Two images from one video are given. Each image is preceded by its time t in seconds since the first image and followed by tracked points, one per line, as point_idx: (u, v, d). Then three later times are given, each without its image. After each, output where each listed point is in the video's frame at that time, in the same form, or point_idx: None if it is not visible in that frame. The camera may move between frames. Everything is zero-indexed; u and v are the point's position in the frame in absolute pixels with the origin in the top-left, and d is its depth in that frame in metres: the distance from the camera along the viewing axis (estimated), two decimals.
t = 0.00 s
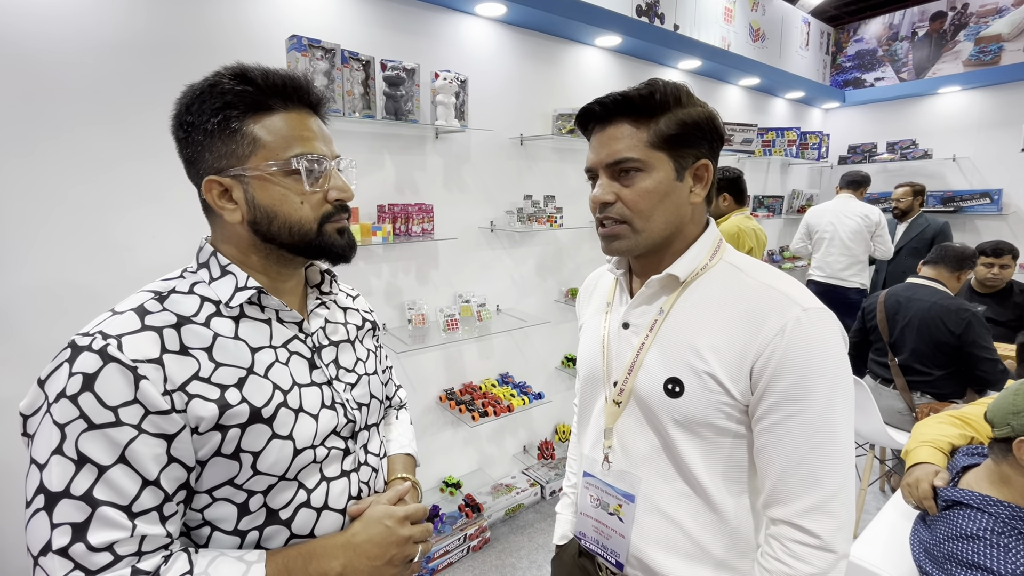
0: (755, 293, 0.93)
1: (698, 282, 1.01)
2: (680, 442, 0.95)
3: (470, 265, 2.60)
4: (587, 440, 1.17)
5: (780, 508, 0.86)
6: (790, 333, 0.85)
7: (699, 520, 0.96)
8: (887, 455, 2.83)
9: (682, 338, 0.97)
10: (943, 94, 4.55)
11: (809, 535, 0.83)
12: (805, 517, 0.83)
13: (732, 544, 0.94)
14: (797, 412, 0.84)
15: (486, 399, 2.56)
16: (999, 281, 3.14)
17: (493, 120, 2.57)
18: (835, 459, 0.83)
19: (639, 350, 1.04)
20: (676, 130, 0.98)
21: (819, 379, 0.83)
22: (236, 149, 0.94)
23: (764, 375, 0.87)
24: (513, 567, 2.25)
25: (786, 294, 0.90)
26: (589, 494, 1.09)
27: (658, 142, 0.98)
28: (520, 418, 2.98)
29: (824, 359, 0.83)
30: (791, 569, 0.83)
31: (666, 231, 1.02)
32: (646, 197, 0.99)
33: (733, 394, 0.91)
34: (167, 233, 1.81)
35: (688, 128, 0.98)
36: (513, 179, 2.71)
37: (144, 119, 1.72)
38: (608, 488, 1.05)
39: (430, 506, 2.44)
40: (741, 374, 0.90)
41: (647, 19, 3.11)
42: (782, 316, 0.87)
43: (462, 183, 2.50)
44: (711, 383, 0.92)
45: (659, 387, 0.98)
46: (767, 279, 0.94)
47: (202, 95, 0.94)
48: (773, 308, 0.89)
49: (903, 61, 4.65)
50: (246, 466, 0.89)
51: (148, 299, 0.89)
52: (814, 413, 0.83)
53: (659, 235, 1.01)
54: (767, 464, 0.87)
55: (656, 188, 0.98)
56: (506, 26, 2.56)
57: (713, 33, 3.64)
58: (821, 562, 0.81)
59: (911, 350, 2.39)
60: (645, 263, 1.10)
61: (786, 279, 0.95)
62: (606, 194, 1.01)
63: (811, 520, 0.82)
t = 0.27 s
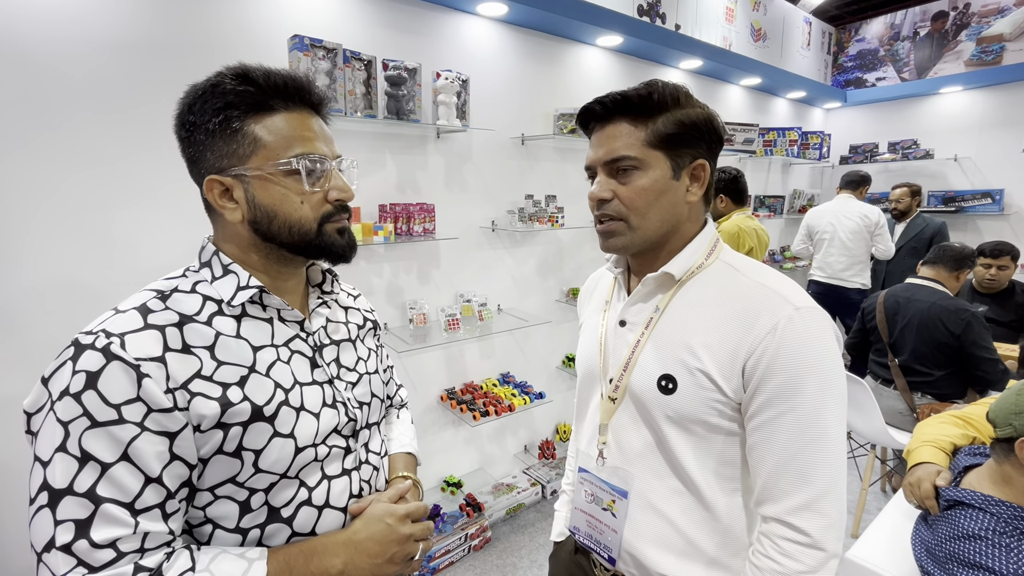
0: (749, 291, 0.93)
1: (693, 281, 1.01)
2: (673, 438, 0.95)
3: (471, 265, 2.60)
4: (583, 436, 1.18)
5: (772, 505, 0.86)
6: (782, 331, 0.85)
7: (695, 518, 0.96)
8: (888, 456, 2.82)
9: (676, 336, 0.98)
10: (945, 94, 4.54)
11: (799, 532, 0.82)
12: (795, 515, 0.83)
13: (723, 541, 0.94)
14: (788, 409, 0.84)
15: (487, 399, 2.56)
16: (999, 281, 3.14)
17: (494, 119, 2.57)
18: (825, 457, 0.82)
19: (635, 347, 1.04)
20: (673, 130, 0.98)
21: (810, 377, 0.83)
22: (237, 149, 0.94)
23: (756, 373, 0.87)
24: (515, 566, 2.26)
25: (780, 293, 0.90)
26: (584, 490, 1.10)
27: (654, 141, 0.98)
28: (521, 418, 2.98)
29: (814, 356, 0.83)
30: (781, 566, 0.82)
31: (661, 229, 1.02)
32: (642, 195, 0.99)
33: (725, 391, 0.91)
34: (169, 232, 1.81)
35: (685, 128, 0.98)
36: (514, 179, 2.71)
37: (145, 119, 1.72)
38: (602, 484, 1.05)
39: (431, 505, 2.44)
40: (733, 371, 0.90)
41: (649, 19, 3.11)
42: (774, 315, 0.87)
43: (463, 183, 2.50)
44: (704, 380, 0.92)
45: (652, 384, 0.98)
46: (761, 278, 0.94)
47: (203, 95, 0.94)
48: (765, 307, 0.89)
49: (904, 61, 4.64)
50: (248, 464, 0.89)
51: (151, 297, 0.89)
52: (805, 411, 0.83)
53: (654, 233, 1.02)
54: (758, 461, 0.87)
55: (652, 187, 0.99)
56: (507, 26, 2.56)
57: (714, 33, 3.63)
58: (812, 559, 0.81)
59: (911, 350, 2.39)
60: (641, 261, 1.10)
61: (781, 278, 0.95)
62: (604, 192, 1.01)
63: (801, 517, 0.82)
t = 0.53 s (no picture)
0: (744, 292, 0.92)
1: (690, 281, 1.00)
2: (665, 437, 0.95)
3: (472, 265, 2.60)
4: (580, 433, 1.19)
5: (763, 507, 0.85)
6: (775, 332, 0.84)
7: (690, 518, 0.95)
8: (889, 456, 2.82)
9: (670, 335, 0.98)
10: (946, 94, 4.54)
11: (790, 535, 0.81)
12: (786, 517, 0.82)
13: (715, 542, 0.93)
14: (781, 410, 0.83)
15: (487, 398, 2.56)
16: (999, 281, 3.13)
17: (495, 119, 2.57)
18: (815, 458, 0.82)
19: (630, 345, 1.05)
20: (655, 131, 0.97)
21: (802, 378, 0.82)
22: (235, 147, 0.94)
23: (748, 374, 0.86)
24: (515, 566, 2.25)
25: (775, 294, 0.89)
26: (579, 486, 1.11)
27: (636, 143, 0.98)
28: (522, 418, 2.98)
29: (807, 356, 0.83)
30: (771, 568, 0.82)
31: (645, 230, 1.02)
32: (622, 196, 1.00)
33: (718, 392, 0.90)
34: (169, 231, 1.81)
35: (668, 129, 0.97)
36: (515, 179, 2.71)
37: (145, 119, 1.72)
38: (596, 480, 1.06)
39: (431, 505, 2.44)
40: (726, 371, 0.89)
41: (650, 19, 3.11)
42: (767, 315, 0.87)
43: (464, 183, 2.50)
44: (697, 379, 0.92)
45: (646, 383, 0.98)
46: (759, 279, 0.93)
47: (202, 94, 0.94)
48: (759, 307, 0.88)
49: (906, 61, 4.63)
50: (247, 463, 0.89)
51: (151, 296, 0.89)
52: (797, 412, 0.82)
53: (637, 233, 1.02)
54: (751, 462, 0.86)
55: (632, 188, 0.99)
56: (508, 25, 2.56)
57: (715, 33, 3.63)
58: (802, 563, 0.80)
59: (912, 351, 2.39)
60: (638, 259, 1.10)
61: (778, 280, 0.94)
62: (587, 193, 1.04)
63: (792, 520, 0.81)
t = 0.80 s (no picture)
0: (737, 294, 0.91)
1: (686, 281, 1.00)
2: (657, 437, 0.96)
3: (472, 264, 2.60)
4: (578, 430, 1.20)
5: (751, 512, 0.84)
6: (765, 335, 0.83)
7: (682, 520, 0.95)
8: (889, 457, 2.82)
9: (663, 334, 0.98)
10: (947, 94, 4.53)
11: (776, 542, 0.81)
12: (774, 524, 0.81)
13: (706, 544, 0.93)
14: (769, 415, 0.82)
15: (488, 398, 2.56)
16: (998, 281, 3.12)
17: (496, 119, 2.57)
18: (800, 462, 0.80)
19: (626, 344, 1.05)
20: (639, 133, 0.97)
21: (791, 383, 0.81)
22: (233, 146, 0.94)
23: (738, 375, 0.86)
24: (515, 566, 2.25)
25: (768, 297, 0.88)
26: (575, 481, 1.13)
27: (625, 143, 0.99)
28: (522, 418, 2.98)
29: (797, 360, 0.81)
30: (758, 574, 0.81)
31: (631, 230, 1.02)
32: (608, 195, 1.00)
33: (708, 393, 0.90)
34: (169, 231, 1.81)
35: (651, 130, 0.96)
36: (516, 178, 2.71)
37: (144, 118, 1.72)
38: (591, 476, 1.08)
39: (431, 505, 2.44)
40: (716, 373, 0.89)
41: (651, 18, 3.10)
42: (758, 318, 0.86)
43: (465, 182, 2.50)
44: (687, 380, 0.92)
45: (639, 382, 0.98)
46: (755, 281, 0.92)
47: (199, 92, 0.94)
48: (751, 309, 0.87)
49: (906, 61, 4.63)
50: (245, 463, 0.89)
51: (149, 296, 0.89)
52: (785, 416, 0.81)
53: (622, 234, 1.03)
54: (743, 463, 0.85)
55: (616, 188, 0.99)
56: (510, 25, 2.56)
57: (716, 33, 3.63)
58: (789, 570, 0.80)
59: (911, 351, 2.39)
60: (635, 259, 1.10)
61: (776, 281, 0.93)
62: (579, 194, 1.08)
63: (780, 527, 0.80)
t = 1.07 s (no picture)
0: (738, 298, 0.90)
1: (692, 283, 1.00)
2: (654, 437, 0.96)
3: (472, 264, 2.60)
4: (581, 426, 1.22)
5: (744, 518, 0.84)
6: (763, 340, 0.83)
7: (676, 522, 0.95)
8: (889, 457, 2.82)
9: (662, 335, 0.98)
10: (947, 94, 4.53)
11: (767, 550, 0.80)
12: (766, 531, 0.80)
13: (698, 548, 0.93)
14: (765, 421, 0.81)
15: (488, 398, 2.56)
16: (998, 280, 3.13)
17: (497, 118, 2.57)
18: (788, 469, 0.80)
19: (629, 342, 1.06)
20: (638, 138, 0.97)
21: (788, 391, 0.80)
22: (240, 146, 0.94)
23: (736, 379, 0.85)
24: (515, 566, 2.25)
25: (769, 301, 0.87)
26: (574, 477, 1.15)
27: (626, 147, 0.99)
28: (523, 417, 2.98)
29: (796, 368, 0.80)
30: None
31: (634, 233, 1.02)
32: (611, 199, 1.02)
33: (705, 397, 0.89)
34: (169, 230, 1.81)
35: (650, 135, 0.96)
36: (517, 178, 2.71)
37: (144, 117, 1.72)
38: (588, 472, 1.09)
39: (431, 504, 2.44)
40: (713, 377, 0.88)
41: (651, 18, 3.10)
42: (759, 323, 0.84)
43: (465, 182, 2.50)
44: (684, 383, 0.92)
45: (638, 382, 0.98)
46: (758, 285, 0.91)
47: (204, 91, 0.93)
48: (752, 314, 0.86)
49: (907, 61, 4.62)
50: (244, 463, 0.89)
51: (149, 295, 0.89)
52: (780, 423, 0.80)
53: (626, 239, 1.04)
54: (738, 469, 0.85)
55: (618, 192, 1.00)
56: (510, 24, 2.56)
57: (717, 32, 3.63)
58: None
59: (910, 351, 2.39)
60: (643, 259, 1.10)
61: (780, 286, 0.92)
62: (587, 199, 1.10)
63: (771, 535, 0.80)
